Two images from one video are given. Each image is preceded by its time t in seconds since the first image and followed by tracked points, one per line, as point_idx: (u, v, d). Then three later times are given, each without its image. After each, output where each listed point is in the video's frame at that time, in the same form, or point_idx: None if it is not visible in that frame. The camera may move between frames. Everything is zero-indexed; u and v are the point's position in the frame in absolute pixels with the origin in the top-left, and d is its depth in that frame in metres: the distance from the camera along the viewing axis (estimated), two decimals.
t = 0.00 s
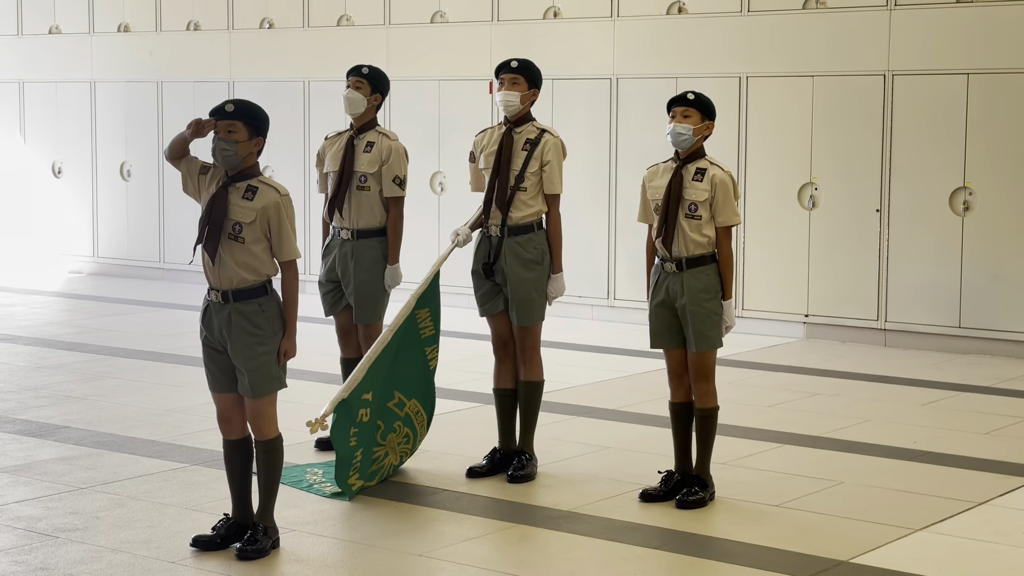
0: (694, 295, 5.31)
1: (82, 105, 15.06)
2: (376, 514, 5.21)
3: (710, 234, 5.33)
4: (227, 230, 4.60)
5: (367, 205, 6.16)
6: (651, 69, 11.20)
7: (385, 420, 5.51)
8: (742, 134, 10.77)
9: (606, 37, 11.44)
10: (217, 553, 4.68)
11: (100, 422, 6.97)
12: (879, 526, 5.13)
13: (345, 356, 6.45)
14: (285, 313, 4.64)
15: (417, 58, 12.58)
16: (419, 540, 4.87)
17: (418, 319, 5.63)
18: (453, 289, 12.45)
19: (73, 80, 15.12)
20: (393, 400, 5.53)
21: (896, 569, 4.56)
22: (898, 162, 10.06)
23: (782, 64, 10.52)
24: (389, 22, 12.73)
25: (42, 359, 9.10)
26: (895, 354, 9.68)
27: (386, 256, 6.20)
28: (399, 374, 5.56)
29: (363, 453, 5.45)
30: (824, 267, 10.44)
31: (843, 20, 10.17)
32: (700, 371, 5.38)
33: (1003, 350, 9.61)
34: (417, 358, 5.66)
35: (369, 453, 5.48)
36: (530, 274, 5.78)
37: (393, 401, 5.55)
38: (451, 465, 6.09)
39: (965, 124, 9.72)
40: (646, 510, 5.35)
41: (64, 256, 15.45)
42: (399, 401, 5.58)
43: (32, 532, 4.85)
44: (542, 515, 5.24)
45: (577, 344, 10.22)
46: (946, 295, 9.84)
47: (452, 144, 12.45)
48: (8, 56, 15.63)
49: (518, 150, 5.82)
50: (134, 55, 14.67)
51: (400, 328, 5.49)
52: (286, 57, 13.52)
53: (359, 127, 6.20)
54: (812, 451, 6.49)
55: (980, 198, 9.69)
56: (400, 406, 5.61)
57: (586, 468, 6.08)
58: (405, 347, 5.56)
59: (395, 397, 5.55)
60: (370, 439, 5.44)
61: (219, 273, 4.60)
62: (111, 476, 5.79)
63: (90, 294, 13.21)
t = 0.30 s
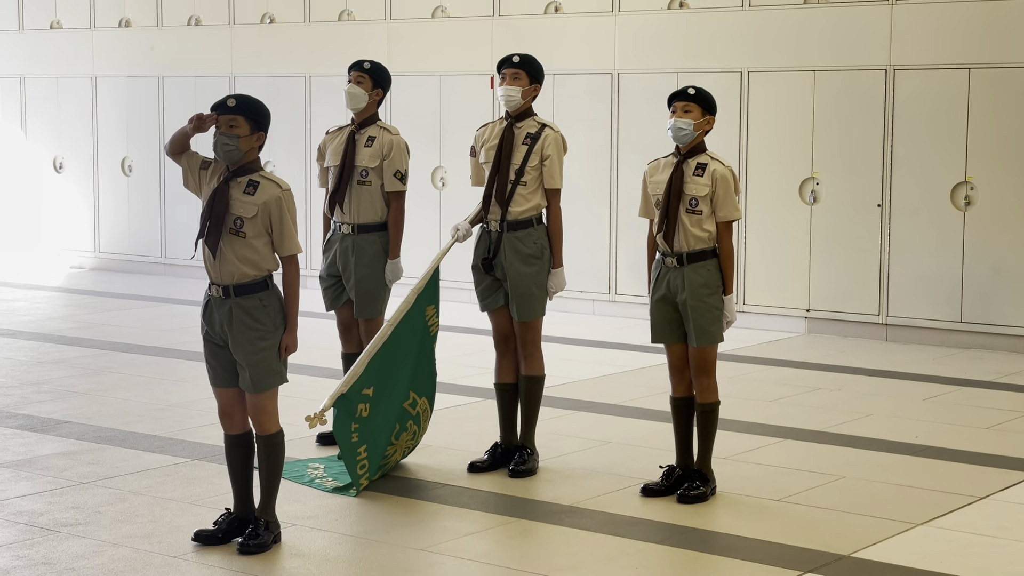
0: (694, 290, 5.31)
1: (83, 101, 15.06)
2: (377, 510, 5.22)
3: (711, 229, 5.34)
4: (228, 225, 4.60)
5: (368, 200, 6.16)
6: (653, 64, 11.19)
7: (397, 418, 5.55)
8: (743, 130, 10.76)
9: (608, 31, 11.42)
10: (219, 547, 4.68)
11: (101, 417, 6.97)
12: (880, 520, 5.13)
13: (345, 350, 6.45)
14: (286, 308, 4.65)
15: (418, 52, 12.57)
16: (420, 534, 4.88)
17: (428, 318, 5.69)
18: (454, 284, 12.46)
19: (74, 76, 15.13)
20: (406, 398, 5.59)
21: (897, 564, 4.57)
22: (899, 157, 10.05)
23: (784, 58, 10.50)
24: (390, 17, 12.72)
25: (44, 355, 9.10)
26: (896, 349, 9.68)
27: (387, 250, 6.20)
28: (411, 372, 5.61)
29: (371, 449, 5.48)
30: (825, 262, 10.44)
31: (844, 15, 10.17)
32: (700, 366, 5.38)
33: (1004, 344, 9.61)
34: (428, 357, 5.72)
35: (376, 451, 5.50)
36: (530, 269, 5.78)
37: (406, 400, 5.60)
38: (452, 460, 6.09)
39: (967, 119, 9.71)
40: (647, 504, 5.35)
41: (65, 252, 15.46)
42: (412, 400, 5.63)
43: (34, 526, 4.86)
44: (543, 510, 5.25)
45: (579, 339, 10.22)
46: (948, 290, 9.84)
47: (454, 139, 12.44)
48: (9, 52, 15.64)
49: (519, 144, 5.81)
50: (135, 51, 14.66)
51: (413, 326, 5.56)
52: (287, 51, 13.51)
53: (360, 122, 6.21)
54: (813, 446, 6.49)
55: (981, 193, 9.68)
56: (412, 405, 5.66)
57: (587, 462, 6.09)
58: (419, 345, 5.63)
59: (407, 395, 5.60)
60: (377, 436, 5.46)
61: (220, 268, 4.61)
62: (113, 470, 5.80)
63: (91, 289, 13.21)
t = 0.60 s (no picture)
0: (693, 291, 5.31)
1: (83, 102, 15.07)
2: (377, 511, 5.22)
3: (710, 231, 5.34)
4: (227, 227, 4.60)
5: (367, 201, 6.17)
6: (652, 66, 11.19)
7: (405, 424, 5.56)
8: (743, 132, 10.77)
9: (607, 33, 11.43)
10: (218, 549, 4.68)
11: (100, 418, 6.97)
12: (879, 522, 5.13)
13: (345, 352, 6.46)
14: (285, 310, 4.65)
15: (418, 54, 12.58)
16: (419, 536, 4.87)
17: (432, 322, 5.71)
18: (453, 285, 12.47)
19: (73, 77, 15.13)
20: (412, 403, 5.60)
21: (896, 566, 4.56)
22: (898, 159, 10.05)
23: (784, 60, 10.51)
24: (390, 18, 12.73)
25: (43, 356, 9.10)
26: (896, 351, 9.69)
27: (386, 252, 6.21)
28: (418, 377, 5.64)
29: (384, 456, 5.49)
30: (824, 264, 10.44)
31: (843, 17, 10.17)
32: (700, 367, 5.38)
33: (1003, 346, 9.61)
34: (431, 361, 5.74)
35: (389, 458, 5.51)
36: (529, 271, 5.78)
37: (413, 405, 5.61)
38: (451, 461, 6.09)
39: (965, 122, 9.72)
40: (646, 506, 5.35)
41: (65, 253, 15.46)
42: (417, 405, 5.65)
43: (32, 528, 4.86)
44: (542, 511, 5.24)
45: (578, 340, 10.21)
46: (947, 291, 9.84)
47: (453, 140, 12.44)
48: (8, 53, 15.64)
49: (518, 146, 5.82)
50: (136, 52, 14.67)
51: (417, 331, 5.58)
52: (287, 53, 13.51)
53: (360, 123, 6.21)
54: (812, 448, 6.49)
55: (981, 195, 9.69)
56: (417, 410, 5.67)
57: (587, 464, 6.09)
58: (423, 350, 5.65)
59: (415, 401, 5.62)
60: (388, 443, 5.47)
61: (219, 269, 4.61)
62: (112, 472, 5.79)
63: (91, 290, 13.20)
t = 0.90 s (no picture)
0: (691, 294, 5.31)
1: (82, 104, 15.07)
2: (375, 514, 5.22)
3: (708, 234, 5.34)
4: (225, 230, 4.60)
5: (365, 205, 6.17)
6: (651, 69, 11.19)
7: (403, 428, 5.56)
8: (741, 135, 10.77)
9: (606, 36, 11.43)
10: (215, 552, 4.68)
11: (98, 421, 6.97)
12: (878, 526, 5.13)
13: (343, 355, 6.45)
14: (283, 314, 4.66)
15: (417, 57, 12.58)
16: (417, 539, 4.87)
17: (429, 326, 5.69)
18: (452, 288, 12.48)
19: (72, 79, 15.13)
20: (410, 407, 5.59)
21: (895, 570, 4.56)
22: (897, 163, 10.06)
23: (782, 64, 10.51)
24: (388, 21, 12.74)
25: (41, 358, 9.09)
26: (894, 355, 9.69)
27: (384, 255, 6.21)
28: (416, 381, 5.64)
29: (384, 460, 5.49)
30: (822, 267, 10.45)
31: (841, 21, 10.18)
32: (697, 371, 5.38)
33: (1001, 350, 9.62)
34: (429, 365, 5.73)
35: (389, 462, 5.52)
36: (528, 274, 5.78)
37: (408, 408, 5.59)
38: (449, 465, 6.09)
39: (964, 125, 9.72)
40: (644, 510, 5.35)
41: (64, 255, 15.46)
42: (414, 408, 5.64)
43: (30, 530, 4.86)
44: (540, 515, 5.24)
45: (577, 343, 10.21)
46: (945, 295, 9.85)
47: (452, 143, 12.44)
48: (7, 55, 15.64)
49: (516, 149, 5.82)
50: (135, 54, 14.67)
51: (415, 335, 5.57)
52: (286, 55, 13.51)
53: (358, 126, 6.21)
54: (810, 451, 6.49)
55: (979, 199, 9.69)
56: (413, 413, 5.65)
57: (585, 467, 6.09)
58: (421, 353, 5.64)
59: (412, 403, 5.61)
60: (388, 447, 5.47)
61: (217, 272, 4.60)
62: (110, 475, 5.79)
63: (89, 292, 13.20)
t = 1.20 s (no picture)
0: (691, 297, 5.31)
1: (81, 105, 15.07)
2: (373, 516, 5.21)
3: (706, 236, 5.34)
4: (223, 231, 4.60)
5: (364, 206, 6.17)
6: (650, 71, 11.20)
7: (401, 430, 5.55)
8: (741, 136, 10.77)
9: (606, 38, 11.43)
10: (214, 554, 4.67)
11: (97, 422, 6.96)
12: (877, 528, 5.13)
13: (342, 357, 6.45)
14: (281, 315, 4.65)
15: (416, 59, 12.58)
16: (416, 541, 4.87)
17: (428, 329, 5.69)
18: (450, 290, 12.49)
19: (71, 81, 15.13)
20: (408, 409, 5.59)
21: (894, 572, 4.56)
22: (896, 165, 10.06)
23: (783, 66, 10.51)
24: (387, 23, 12.74)
25: (39, 360, 9.08)
26: (893, 357, 9.69)
27: (383, 257, 6.20)
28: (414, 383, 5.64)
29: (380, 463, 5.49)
30: (821, 270, 10.45)
31: (841, 23, 10.18)
32: (696, 372, 5.37)
33: (1000, 352, 9.62)
34: (428, 367, 5.73)
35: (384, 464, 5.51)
36: (528, 276, 5.78)
37: (407, 411, 5.59)
38: (448, 466, 6.08)
39: (963, 128, 9.72)
40: (643, 512, 5.35)
41: (63, 256, 15.46)
42: (413, 410, 5.63)
43: (29, 532, 4.85)
44: (539, 517, 5.24)
45: (576, 345, 10.21)
46: (944, 297, 9.85)
47: (452, 145, 12.44)
48: (6, 56, 15.63)
49: (515, 151, 5.82)
50: (134, 55, 14.66)
51: (413, 337, 5.56)
52: (285, 57, 13.52)
53: (358, 128, 6.21)
54: (809, 453, 6.49)
55: (978, 201, 9.69)
56: (412, 416, 5.65)
57: (584, 469, 6.09)
58: (420, 356, 5.64)
59: (411, 405, 5.61)
60: (385, 450, 5.47)
61: (215, 274, 4.59)
62: (108, 476, 5.78)
63: (87, 294, 13.19)
